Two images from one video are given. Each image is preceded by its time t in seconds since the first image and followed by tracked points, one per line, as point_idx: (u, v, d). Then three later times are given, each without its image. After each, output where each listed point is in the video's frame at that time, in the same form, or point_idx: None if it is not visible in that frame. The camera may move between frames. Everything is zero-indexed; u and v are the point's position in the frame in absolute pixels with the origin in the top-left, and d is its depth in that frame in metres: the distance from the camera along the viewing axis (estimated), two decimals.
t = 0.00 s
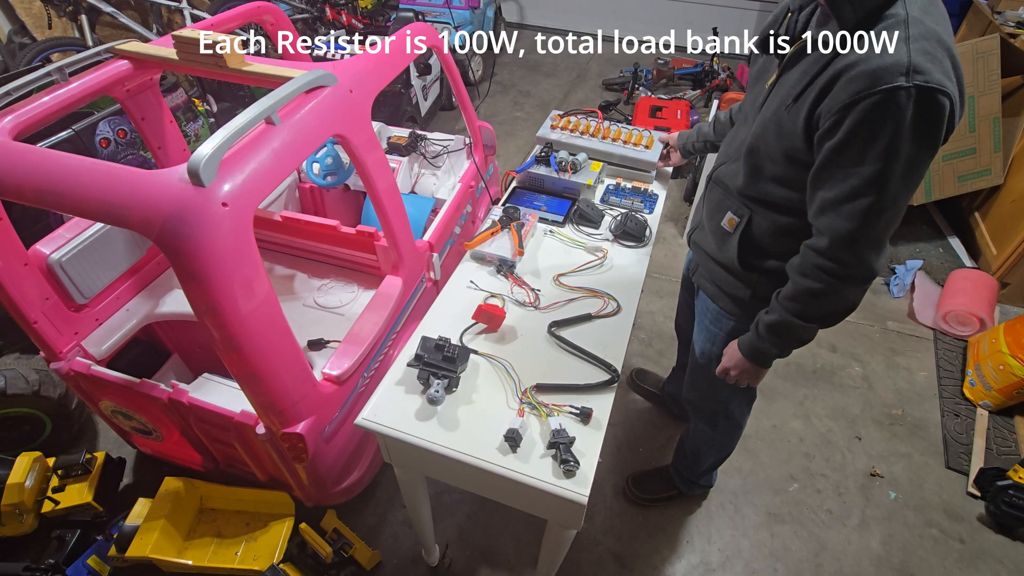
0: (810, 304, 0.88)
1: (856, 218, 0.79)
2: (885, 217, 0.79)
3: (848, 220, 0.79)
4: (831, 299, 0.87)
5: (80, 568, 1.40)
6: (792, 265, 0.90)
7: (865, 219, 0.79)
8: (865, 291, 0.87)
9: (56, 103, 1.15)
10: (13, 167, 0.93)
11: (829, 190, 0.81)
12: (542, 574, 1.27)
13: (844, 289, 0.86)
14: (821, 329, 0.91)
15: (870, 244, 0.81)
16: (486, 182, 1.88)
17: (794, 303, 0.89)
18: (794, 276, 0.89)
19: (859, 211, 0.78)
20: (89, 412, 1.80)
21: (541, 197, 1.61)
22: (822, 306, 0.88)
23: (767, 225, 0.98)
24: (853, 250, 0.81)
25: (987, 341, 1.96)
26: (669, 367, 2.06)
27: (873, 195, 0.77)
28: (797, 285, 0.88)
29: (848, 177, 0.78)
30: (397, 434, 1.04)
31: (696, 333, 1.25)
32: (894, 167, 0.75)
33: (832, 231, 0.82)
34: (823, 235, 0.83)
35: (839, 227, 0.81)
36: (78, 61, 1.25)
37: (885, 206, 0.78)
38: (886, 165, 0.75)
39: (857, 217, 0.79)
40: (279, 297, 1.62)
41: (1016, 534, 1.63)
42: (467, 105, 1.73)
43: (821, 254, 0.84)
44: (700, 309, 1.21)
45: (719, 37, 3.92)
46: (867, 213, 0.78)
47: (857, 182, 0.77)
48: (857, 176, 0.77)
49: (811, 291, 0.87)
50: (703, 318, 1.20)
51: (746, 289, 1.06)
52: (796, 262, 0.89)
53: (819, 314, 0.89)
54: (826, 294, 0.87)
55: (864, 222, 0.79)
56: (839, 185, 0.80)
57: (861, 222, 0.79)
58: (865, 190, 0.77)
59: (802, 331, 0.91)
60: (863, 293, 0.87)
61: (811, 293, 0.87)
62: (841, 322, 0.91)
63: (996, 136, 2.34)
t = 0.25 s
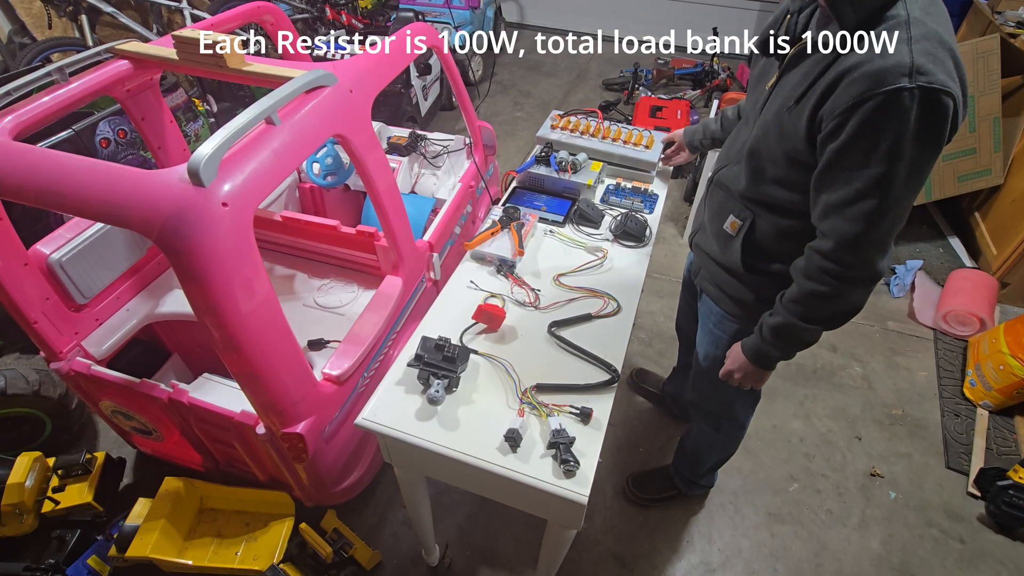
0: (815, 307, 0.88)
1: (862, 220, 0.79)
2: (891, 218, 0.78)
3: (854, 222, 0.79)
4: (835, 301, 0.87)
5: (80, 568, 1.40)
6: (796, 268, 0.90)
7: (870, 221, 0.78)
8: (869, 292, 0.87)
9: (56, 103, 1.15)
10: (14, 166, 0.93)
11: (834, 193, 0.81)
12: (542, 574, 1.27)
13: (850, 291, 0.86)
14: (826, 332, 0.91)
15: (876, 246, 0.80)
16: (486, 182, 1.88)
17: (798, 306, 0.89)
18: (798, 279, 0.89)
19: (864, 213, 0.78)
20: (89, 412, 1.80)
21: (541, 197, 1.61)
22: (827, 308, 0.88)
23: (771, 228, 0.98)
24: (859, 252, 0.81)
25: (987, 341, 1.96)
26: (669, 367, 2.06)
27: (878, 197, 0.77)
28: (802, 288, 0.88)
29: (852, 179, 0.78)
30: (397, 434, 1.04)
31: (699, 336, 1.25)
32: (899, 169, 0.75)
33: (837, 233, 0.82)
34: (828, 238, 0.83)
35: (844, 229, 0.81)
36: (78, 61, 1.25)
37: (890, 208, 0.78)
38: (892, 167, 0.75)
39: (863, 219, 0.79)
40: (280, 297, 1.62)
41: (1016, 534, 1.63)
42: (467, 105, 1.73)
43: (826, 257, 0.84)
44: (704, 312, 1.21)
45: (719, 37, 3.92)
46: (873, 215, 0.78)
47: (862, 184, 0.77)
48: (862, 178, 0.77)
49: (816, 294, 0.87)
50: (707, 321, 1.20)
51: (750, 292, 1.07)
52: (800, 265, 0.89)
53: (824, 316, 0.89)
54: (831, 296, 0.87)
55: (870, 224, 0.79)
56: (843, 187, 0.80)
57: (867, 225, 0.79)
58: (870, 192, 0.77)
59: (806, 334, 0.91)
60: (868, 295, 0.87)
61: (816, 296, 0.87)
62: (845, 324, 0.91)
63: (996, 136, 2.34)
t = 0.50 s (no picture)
0: (825, 309, 0.88)
1: (868, 224, 0.79)
2: (897, 220, 0.78)
3: (860, 226, 0.79)
4: (845, 302, 0.87)
5: (80, 568, 1.40)
6: (805, 271, 0.89)
7: (877, 224, 0.78)
8: (879, 292, 0.86)
9: (57, 103, 1.15)
10: (13, 166, 0.93)
11: (838, 197, 0.81)
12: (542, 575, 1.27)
13: (859, 292, 0.85)
14: (836, 333, 0.91)
15: (884, 247, 0.80)
16: (486, 182, 1.88)
17: (808, 308, 0.89)
18: (808, 282, 0.89)
19: (870, 217, 0.78)
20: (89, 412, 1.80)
21: (541, 197, 1.61)
22: (837, 309, 0.87)
23: (778, 233, 0.99)
24: (867, 254, 0.81)
25: (987, 341, 1.96)
26: (669, 368, 2.06)
27: (883, 201, 0.77)
28: (811, 290, 0.88)
29: (856, 183, 0.78)
30: (397, 434, 1.04)
31: (704, 338, 1.25)
32: (903, 172, 0.75)
33: (844, 237, 0.81)
34: (835, 242, 0.83)
35: (851, 233, 0.81)
36: (78, 61, 1.25)
37: (896, 210, 0.77)
38: (896, 170, 0.75)
39: (868, 222, 0.79)
40: (279, 297, 1.62)
41: (1016, 534, 1.63)
42: (467, 105, 1.72)
43: (834, 260, 0.84)
44: (709, 314, 1.21)
45: (719, 37, 3.92)
46: (879, 219, 0.78)
47: (866, 188, 0.77)
48: (866, 182, 0.77)
49: (826, 297, 0.87)
50: (713, 324, 1.20)
51: (757, 295, 1.06)
52: (809, 268, 0.89)
53: (834, 318, 0.88)
54: (840, 298, 0.86)
55: (876, 227, 0.79)
56: (848, 191, 0.80)
57: (874, 228, 0.79)
58: (876, 196, 0.77)
59: (817, 335, 0.90)
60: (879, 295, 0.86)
61: (825, 298, 0.87)
62: (856, 325, 0.90)
63: (996, 136, 2.34)
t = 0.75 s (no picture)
0: (843, 308, 0.88)
1: (886, 226, 0.79)
2: (915, 221, 0.79)
3: (879, 228, 0.80)
4: (863, 301, 0.87)
5: (80, 568, 1.40)
6: (822, 271, 0.89)
7: (896, 226, 0.79)
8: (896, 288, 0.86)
9: (56, 103, 1.15)
10: (13, 166, 0.93)
11: (854, 202, 0.81)
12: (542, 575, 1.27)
13: (877, 290, 0.86)
14: (854, 330, 0.91)
15: (902, 247, 0.81)
16: (486, 182, 1.88)
17: (827, 309, 0.89)
18: (825, 282, 0.89)
19: (887, 220, 0.79)
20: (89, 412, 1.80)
21: (541, 197, 1.61)
22: (855, 308, 0.88)
23: (786, 231, 0.99)
24: (886, 255, 0.81)
25: (987, 341, 1.96)
26: (669, 368, 2.06)
27: (900, 203, 0.77)
28: (829, 291, 0.88)
29: (873, 187, 0.78)
30: (398, 434, 1.04)
31: (709, 336, 1.25)
32: (919, 174, 0.75)
33: (862, 239, 0.82)
34: (853, 243, 0.83)
35: (869, 235, 0.81)
36: (78, 61, 1.25)
37: (914, 211, 0.78)
38: (913, 172, 0.75)
39: (886, 224, 0.79)
40: (280, 297, 1.62)
41: (1016, 534, 1.63)
42: (467, 105, 1.72)
43: (852, 261, 0.84)
44: (714, 312, 1.21)
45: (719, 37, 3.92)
46: (897, 221, 0.79)
47: (883, 191, 0.78)
48: (883, 186, 0.78)
49: (844, 296, 0.87)
50: (718, 322, 1.20)
51: (765, 294, 1.06)
52: (825, 269, 0.89)
53: (852, 316, 0.88)
54: (857, 297, 0.86)
55: (894, 228, 0.79)
56: (863, 196, 0.80)
57: (892, 229, 0.79)
58: (893, 199, 0.77)
59: (835, 334, 0.90)
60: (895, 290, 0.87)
61: (844, 298, 0.87)
62: (872, 322, 0.91)
63: (996, 135, 2.34)
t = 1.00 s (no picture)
0: (864, 305, 0.88)
1: (906, 221, 0.80)
2: (933, 214, 0.80)
3: (899, 224, 0.80)
4: (884, 295, 0.87)
5: (80, 568, 1.40)
6: (841, 270, 0.89)
7: (915, 220, 0.79)
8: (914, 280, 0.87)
9: (56, 103, 1.15)
10: (13, 167, 0.93)
11: (870, 201, 0.82)
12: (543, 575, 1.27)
13: (896, 284, 0.86)
14: (875, 324, 0.91)
15: (921, 240, 0.81)
16: (486, 182, 1.88)
17: (848, 306, 0.89)
18: (844, 280, 0.89)
19: (906, 215, 0.79)
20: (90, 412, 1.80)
21: (541, 197, 1.61)
22: (876, 303, 0.88)
23: (795, 231, 0.99)
24: (907, 249, 0.82)
25: (987, 341, 1.96)
26: (669, 368, 2.06)
27: (919, 198, 0.78)
28: (850, 289, 0.88)
29: (891, 185, 0.79)
30: (398, 434, 1.04)
31: (714, 339, 1.25)
32: (936, 168, 0.76)
33: (881, 236, 0.82)
34: (873, 241, 0.83)
35: (889, 231, 0.81)
36: (77, 61, 1.25)
37: (932, 204, 0.79)
38: (930, 167, 0.76)
39: (906, 219, 0.79)
40: (280, 297, 1.62)
41: (1016, 534, 1.63)
42: (467, 105, 1.72)
43: (872, 258, 0.84)
44: (720, 315, 1.20)
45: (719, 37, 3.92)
46: (916, 216, 0.79)
47: (902, 188, 0.78)
48: (902, 183, 0.78)
49: (865, 293, 0.87)
50: (724, 324, 1.20)
51: (778, 296, 1.07)
52: (844, 267, 0.89)
53: (873, 311, 0.89)
54: (877, 293, 0.87)
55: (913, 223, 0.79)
56: (880, 194, 0.80)
57: (912, 224, 0.80)
58: (913, 194, 0.78)
59: (858, 329, 0.91)
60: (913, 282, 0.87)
61: (865, 295, 0.87)
62: (891, 315, 0.91)
63: (996, 136, 2.34)
